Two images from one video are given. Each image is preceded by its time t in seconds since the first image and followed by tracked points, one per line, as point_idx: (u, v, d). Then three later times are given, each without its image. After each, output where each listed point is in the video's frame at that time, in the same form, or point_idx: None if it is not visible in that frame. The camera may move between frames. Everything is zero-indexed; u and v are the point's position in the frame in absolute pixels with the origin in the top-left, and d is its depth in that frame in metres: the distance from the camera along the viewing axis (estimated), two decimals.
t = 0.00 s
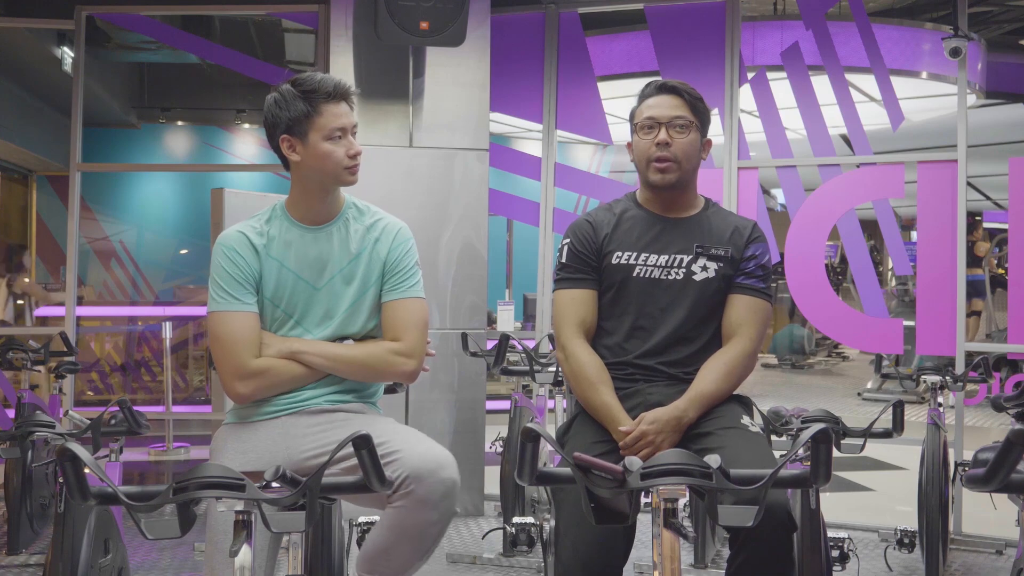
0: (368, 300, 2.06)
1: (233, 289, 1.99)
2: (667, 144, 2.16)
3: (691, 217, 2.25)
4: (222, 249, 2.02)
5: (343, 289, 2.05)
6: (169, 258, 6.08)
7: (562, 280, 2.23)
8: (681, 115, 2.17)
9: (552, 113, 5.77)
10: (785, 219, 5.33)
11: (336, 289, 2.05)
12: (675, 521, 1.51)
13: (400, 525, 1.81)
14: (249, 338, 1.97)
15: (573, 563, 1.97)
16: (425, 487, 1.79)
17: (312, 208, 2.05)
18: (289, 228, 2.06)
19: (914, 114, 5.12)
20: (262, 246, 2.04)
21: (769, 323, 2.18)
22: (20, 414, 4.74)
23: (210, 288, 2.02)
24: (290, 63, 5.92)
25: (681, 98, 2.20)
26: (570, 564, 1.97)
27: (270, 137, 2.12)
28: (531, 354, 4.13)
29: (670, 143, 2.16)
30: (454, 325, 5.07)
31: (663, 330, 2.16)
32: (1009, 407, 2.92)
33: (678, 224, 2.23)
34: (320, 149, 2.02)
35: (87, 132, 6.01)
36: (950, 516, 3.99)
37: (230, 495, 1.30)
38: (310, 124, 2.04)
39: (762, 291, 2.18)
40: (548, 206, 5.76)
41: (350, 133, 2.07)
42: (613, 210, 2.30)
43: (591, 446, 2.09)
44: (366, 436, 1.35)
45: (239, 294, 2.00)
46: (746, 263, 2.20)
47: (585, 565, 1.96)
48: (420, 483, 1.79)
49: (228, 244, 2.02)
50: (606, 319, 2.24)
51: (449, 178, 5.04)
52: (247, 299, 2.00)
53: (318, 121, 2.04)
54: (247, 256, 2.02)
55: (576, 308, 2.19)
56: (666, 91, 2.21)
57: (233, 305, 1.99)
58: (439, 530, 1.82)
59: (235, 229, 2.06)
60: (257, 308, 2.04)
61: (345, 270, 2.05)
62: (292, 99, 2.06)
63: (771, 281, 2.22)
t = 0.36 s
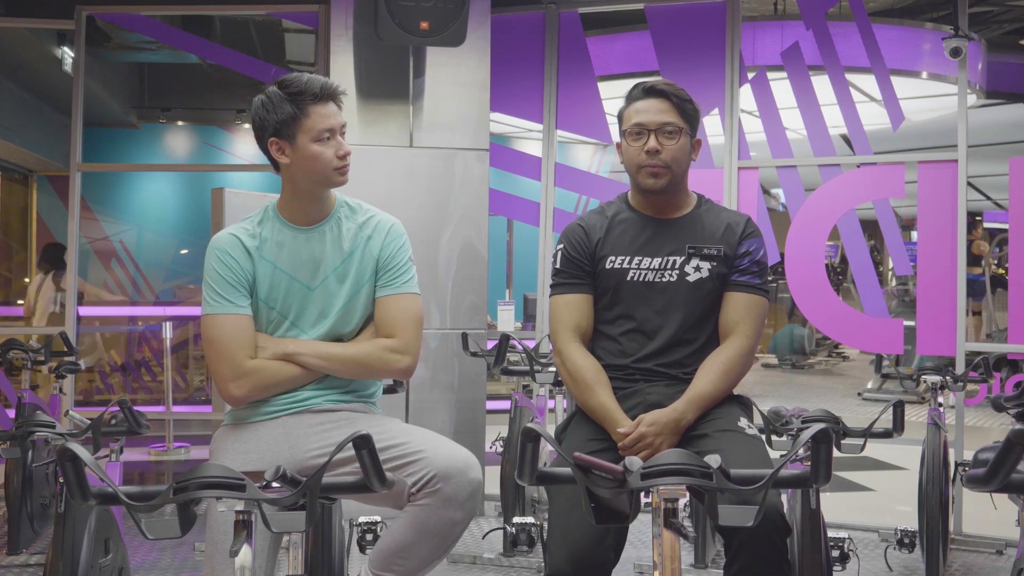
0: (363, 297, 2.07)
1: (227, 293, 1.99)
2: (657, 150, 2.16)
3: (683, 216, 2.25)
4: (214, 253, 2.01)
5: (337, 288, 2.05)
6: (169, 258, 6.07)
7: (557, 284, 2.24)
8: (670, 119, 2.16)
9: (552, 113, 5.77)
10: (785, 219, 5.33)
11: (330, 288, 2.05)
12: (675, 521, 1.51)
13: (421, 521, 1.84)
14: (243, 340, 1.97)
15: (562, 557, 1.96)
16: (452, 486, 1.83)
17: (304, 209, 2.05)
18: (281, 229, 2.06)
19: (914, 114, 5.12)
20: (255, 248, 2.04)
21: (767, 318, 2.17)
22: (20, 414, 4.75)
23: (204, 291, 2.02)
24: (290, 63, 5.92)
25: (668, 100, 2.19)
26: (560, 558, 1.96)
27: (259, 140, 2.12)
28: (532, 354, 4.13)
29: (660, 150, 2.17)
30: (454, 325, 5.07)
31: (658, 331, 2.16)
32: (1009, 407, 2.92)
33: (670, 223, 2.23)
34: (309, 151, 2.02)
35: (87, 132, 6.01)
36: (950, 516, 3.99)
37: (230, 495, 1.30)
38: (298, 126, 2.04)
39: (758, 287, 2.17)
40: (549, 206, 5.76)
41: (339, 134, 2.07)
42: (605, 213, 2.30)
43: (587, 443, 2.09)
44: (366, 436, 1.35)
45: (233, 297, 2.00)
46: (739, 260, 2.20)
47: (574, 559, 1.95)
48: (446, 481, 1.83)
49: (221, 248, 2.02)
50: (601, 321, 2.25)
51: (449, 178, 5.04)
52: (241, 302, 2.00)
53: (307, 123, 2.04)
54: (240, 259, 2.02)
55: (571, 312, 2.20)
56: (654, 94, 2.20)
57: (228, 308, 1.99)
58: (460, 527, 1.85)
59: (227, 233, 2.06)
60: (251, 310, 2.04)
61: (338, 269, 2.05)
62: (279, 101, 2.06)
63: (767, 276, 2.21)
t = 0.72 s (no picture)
0: (360, 298, 2.06)
1: (224, 292, 2.00)
2: (649, 142, 2.16)
3: (679, 212, 2.25)
4: (212, 253, 2.02)
5: (335, 288, 2.05)
6: (169, 258, 6.07)
7: (553, 285, 2.24)
8: (662, 112, 2.17)
9: (552, 113, 5.77)
10: (785, 219, 5.33)
11: (328, 289, 2.05)
12: (675, 521, 1.51)
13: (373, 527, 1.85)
14: (240, 340, 1.98)
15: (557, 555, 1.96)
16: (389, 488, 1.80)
17: (300, 209, 2.05)
18: (280, 229, 2.06)
19: (914, 114, 5.12)
20: (252, 247, 2.04)
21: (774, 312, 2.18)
22: (20, 414, 4.75)
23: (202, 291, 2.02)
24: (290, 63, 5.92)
25: (662, 94, 2.19)
26: (555, 555, 1.96)
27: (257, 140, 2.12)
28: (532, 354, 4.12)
29: (652, 142, 2.16)
30: (454, 325, 5.07)
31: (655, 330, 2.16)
32: (1009, 407, 2.92)
33: (666, 220, 2.23)
34: (304, 151, 2.02)
35: (87, 132, 6.01)
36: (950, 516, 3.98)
37: (229, 495, 1.30)
38: (293, 126, 2.04)
39: (762, 282, 2.17)
40: (548, 206, 5.76)
41: (335, 134, 2.07)
42: (601, 212, 2.30)
43: (586, 440, 2.11)
44: (365, 436, 1.35)
45: (230, 297, 2.00)
46: (740, 256, 2.19)
47: (569, 557, 1.95)
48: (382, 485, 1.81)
49: (219, 248, 2.03)
50: (597, 321, 2.24)
51: (449, 178, 5.04)
52: (239, 302, 2.01)
53: (302, 123, 2.04)
54: (238, 259, 2.02)
55: (567, 311, 2.21)
56: (647, 88, 2.20)
57: (225, 308, 1.99)
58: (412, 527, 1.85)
59: (225, 232, 2.06)
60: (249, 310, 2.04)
61: (336, 270, 2.05)
62: (274, 102, 2.06)
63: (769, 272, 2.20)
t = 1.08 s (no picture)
0: (358, 307, 2.05)
1: (223, 290, 2.01)
2: (653, 149, 2.16)
3: (687, 214, 2.25)
4: (217, 250, 2.04)
5: (334, 295, 2.05)
6: (168, 258, 6.06)
7: (559, 283, 2.25)
8: (665, 118, 2.15)
9: (551, 113, 5.77)
10: (784, 219, 5.33)
11: (327, 295, 2.05)
12: (674, 521, 1.51)
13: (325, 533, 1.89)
14: (233, 338, 1.99)
15: (553, 551, 1.95)
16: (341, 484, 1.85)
17: (306, 212, 2.05)
18: (284, 230, 2.06)
19: (913, 114, 5.13)
20: (256, 247, 2.05)
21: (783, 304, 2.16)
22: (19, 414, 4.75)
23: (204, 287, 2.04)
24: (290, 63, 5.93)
25: (664, 99, 2.18)
26: (551, 549, 1.95)
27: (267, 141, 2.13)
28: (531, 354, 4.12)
29: (656, 148, 2.16)
30: (454, 325, 5.07)
31: (659, 332, 2.17)
32: (1009, 407, 2.92)
33: (671, 224, 2.24)
34: (312, 155, 2.01)
35: (87, 132, 6.01)
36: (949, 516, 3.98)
37: (228, 495, 1.30)
38: (303, 130, 2.04)
39: (770, 275, 2.16)
40: (548, 206, 5.76)
41: (345, 139, 2.05)
42: (607, 214, 2.30)
43: (586, 439, 2.13)
44: (364, 436, 1.35)
45: (229, 295, 2.01)
46: (747, 252, 2.19)
47: (565, 554, 1.94)
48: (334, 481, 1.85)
49: (223, 245, 2.04)
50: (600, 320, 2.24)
51: (449, 178, 5.04)
52: (237, 300, 2.02)
53: (311, 127, 2.04)
54: (240, 257, 2.03)
55: (575, 305, 2.19)
56: (650, 93, 2.19)
57: (223, 305, 2.01)
58: (360, 530, 1.89)
59: (232, 230, 2.08)
60: (248, 309, 2.05)
61: (336, 277, 2.04)
62: (285, 105, 2.07)
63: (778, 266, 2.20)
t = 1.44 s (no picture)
0: (362, 311, 2.06)
1: (228, 289, 2.00)
2: (629, 152, 2.18)
3: (687, 218, 2.25)
4: (222, 249, 2.03)
5: (338, 297, 2.05)
6: (168, 258, 6.05)
7: (564, 274, 2.24)
8: (647, 122, 2.18)
9: (551, 113, 5.77)
10: (783, 219, 5.34)
11: (332, 297, 2.05)
12: (674, 521, 1.51)
13: (325, 532, 1.88)
14: (235, 338, 1.98)
15: (552, 549, 1.95)
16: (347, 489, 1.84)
17: (311, 213, 2.05)
18: (291, 231, 2.07)
19: (913, 114, 5.13)
20: (262, 247, 2.05)
21: (776, 310, 2.15)
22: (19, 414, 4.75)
23: (208, 286, 2.03)
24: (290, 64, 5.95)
25: (653, 104, 2.20)
26: (551, 549, 1.95)
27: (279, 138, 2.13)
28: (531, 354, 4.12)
29: (632, 152, 2.18)
30: (453, 325, 5.07)
31: (661, 334, 2.16)
32: (1009, 407, 2.92)
33: (671, 225, 2.23)
34: (322, 156, 2.02)
35: (87, 133, 6.02)
36: (949, 516, 3.98)
37: (228, 495, 1.30)
38: (315, 130, 2.04)
39: (763, 279, 2.15)
40: (547, 206, 5.76)
41: (355, 142, 2.06)
42: (609, 213, 2.30)
43: (586, 437, 2.12)
44: (364, 436, 1.35)
45: (233, 294, 2.01)
46: (744, 256, 2.18)
47: (564, 552, 1.94)
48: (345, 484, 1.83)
49: (229, 245, 2.04)
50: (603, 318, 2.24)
51: (448, 178, 5.04)
52: (241, 299, 2.01)
53: (323, 127, 2.04)
54: (246, 257, 2.03)
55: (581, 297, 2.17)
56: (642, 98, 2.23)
57: (228, 305, 2.00)
58: (360, 529, 1.88)
59: (238, 229, 2.08)
60: (252, 309, 2.05)
61: (342, 279, 2.05)
62: (299, 104, 2.06)
63: (773, 272, 2.19)
